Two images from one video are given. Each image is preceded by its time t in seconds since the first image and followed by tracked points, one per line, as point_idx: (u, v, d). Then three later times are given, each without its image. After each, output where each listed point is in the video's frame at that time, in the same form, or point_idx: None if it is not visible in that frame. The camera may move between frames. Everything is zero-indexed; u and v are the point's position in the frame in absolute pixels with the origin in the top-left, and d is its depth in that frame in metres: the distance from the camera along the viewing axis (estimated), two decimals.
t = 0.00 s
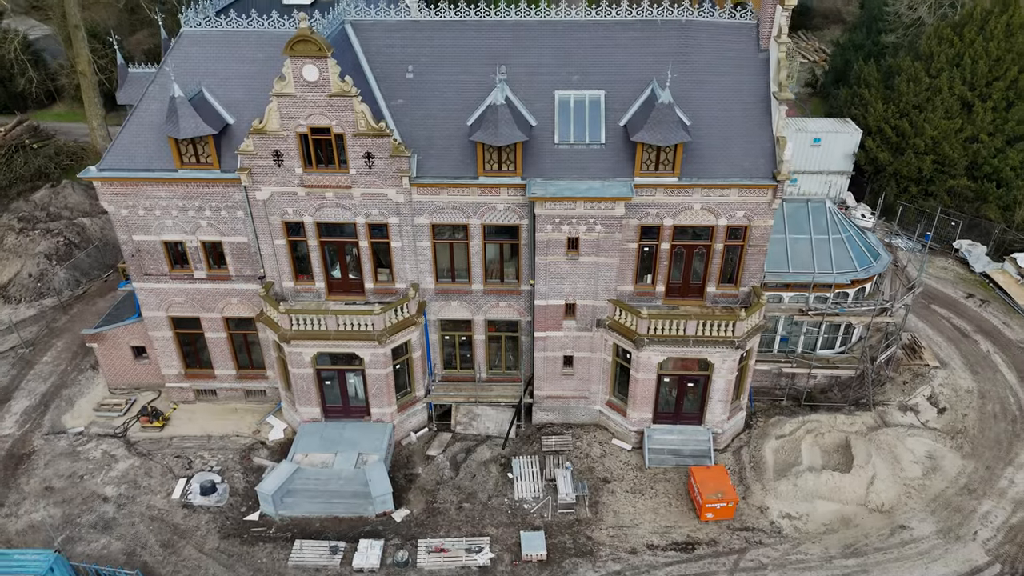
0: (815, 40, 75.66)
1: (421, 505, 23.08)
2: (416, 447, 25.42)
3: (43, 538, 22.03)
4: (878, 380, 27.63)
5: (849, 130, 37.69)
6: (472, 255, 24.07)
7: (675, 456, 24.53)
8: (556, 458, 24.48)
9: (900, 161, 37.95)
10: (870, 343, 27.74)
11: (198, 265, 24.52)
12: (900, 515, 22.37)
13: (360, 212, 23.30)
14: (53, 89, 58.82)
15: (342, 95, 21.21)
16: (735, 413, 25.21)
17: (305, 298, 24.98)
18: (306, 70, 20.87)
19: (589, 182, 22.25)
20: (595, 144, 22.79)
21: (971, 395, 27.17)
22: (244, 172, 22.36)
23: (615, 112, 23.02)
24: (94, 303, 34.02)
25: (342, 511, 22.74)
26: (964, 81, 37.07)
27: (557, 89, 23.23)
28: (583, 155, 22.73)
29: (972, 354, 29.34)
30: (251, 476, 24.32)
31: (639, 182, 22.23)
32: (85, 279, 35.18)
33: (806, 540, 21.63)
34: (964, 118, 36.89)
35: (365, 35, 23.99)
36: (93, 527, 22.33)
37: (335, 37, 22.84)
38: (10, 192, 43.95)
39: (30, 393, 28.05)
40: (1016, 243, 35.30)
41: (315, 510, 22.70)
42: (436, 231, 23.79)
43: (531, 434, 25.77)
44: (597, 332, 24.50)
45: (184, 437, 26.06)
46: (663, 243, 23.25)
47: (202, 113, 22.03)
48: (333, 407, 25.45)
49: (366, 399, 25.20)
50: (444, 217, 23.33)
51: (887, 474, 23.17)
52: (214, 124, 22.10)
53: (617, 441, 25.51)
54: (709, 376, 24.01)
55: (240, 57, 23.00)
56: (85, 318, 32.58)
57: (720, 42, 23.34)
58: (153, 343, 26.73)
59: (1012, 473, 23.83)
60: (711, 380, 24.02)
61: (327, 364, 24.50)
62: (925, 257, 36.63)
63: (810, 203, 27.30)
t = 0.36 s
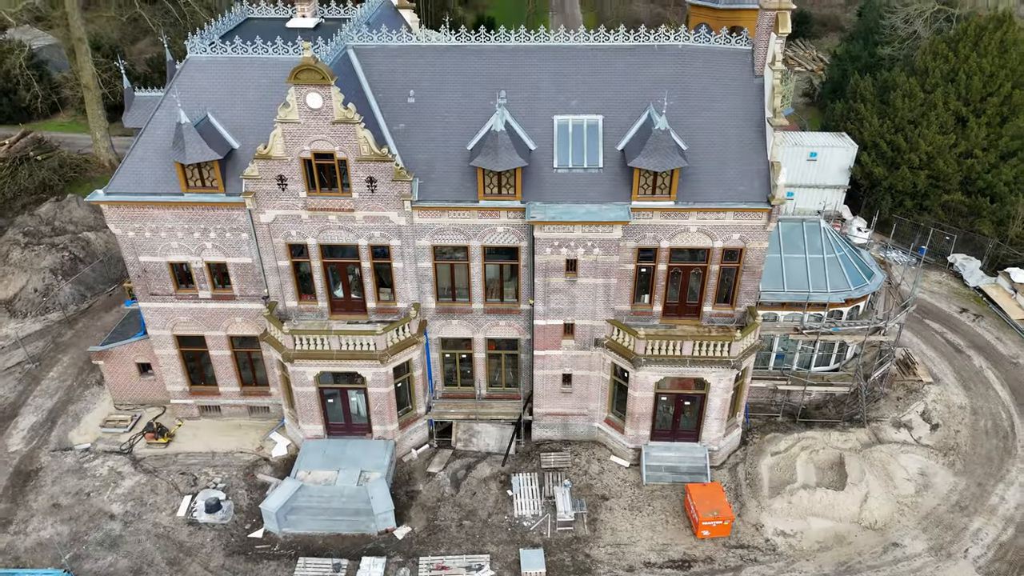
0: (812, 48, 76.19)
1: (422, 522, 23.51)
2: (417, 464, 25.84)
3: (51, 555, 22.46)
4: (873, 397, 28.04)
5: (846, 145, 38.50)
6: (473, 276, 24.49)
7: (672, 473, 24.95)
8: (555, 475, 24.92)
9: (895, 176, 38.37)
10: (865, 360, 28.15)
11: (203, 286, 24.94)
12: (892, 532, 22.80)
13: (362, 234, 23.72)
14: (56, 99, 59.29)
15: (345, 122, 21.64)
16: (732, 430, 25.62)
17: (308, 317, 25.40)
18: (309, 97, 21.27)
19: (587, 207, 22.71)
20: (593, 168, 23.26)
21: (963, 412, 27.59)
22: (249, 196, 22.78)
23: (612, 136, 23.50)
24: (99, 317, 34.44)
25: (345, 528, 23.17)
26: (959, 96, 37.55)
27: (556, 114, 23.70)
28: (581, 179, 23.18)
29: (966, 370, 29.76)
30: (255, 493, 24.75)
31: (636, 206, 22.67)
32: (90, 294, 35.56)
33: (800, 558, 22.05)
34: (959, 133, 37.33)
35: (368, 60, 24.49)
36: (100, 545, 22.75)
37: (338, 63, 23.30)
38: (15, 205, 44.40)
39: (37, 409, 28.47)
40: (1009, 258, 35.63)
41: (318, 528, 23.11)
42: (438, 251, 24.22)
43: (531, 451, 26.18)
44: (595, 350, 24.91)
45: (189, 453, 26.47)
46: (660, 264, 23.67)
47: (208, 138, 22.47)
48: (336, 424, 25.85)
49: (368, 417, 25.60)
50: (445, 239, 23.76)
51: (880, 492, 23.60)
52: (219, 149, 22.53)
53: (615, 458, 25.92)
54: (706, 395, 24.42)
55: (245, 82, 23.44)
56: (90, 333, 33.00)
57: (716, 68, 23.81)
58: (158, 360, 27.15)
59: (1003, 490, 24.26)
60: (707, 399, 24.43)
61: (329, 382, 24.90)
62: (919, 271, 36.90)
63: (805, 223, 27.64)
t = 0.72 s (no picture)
0: (810, 57, 76.62)
1: (423, 539, 23.97)
2: (418, 481, 26.29)
3: (59, 573, 22.90)
4: (867, 414, 28.48)
5: (842, 160, 38.97)
6: (473, 297, 24.94)
7: (669, 491, 25.39)
8: (554, 493, 25.35)
9: (890, 192, 38.80)
10: (859, 377, 28.58)
11: (208, 306, 25.37)
12: (885, 550, 23.25)
13: (365, 257, 24.17)
14: (59, 110, 59.71)
15: (348, 149, 22.09)
16: (728, 448, 26.05)
17: (311, 336, 25.85)
18: (312, 125, 21.73)
19: (584, 231, 23.18)
20: (590, 193, 23.74)
21: (956, 429, 28.02)
22: (253, 221, 23.23)
23: (610, 161, 23.97)
24: (104, 332, 34.91)
25: (347, 546, 23.61)
26: (953, 113, 38.06)
27: (554, 139, 24.20)
28: (579, 204, 23.65)
29: (959, 387, 30.21)
30: (259, 510, 25.20)
31: (633, 230, 23.14)
32: (95, 308, 36.05)
33: None
34: (953, 149, 37.81)
35: (370, 86, 25.02)
36: (107, 563, 23.20)
37: (340, 89, 23.83)
38: (20, 218, 44.83)
39: (44, 426, 28.92)
40: (1002, 274, 36.23)
41: (321, 545, 23.55)
42: (439, 272, 24.64)
43: (530, 468, 26.62)
44: (593, 370, 25.36)
45: (194, 470, 26.91)
46: (657, 286, 24.11)
47: (214, 165, 22.95)
48: (338, 442, 26.30)
49: (370, 435, 26.03)
50: (446, 261, 24.22)
51: (873, 510, 24.05)
52: (224, 175, 22.99)
53: (613, 475, 26.37)
54: (702, 414, 24.86)
55: (250, 108, 23.94)
56: (96, 349, 33.46)
57: (712, 94, 24.31)
58: (163, 378, 27.59)
59: (994, 508, 24.69)
60: (703, 418, 24.87)
61: (332, 402, 25.35)
62: (914, 286, 37.34)
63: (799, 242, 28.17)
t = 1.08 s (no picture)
0: (808, 66, 76.95)
1: (424, 557, 24.44)
2: (420, 498, 26.74)
3: None
4: (861, 430, 28.92)
5: (837, 176, 39.42)
6: (473, 318, 25.38)
7: (666, 508, 25.83)
8: (553, 511, 25.80)
9: (885, 208, 39.29)
10: (853, 395, 29.00)
11: (213, 326, 25.80)
12: (878, 568, 23.71)
13: (367, 279, 24.60)
14: (62, 120, 60.11)
15: (351, 176, 22.55)
16: (724, 465, 26.47)
17: (314, 356, 26.26)
18: (316, 153, 22.19)
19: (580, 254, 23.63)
20: (589, 217, 24.20)
21: (949, 445, 28.47)
22: (257, 244, 23.67)
23: (608, 186, 24.45)
24: (109, 347, 35.34)
25: (350, 563, 24.06)
26: (948, 129, 38.47)
27: (552, 164, 24.68)
28: (577, 227, 24.11)
29: (952, 403, 30.66)
30: (263, 527, 25.66)
31: (630, 253, 23.59)
32: (100, 323, 36.47)
33: None
34: (948, 164, 38.23)
35: (373, 111, 25.54)
36: None
37: (343, 115, 24.34)
38: (25, 231, 45.26)
39: (51, 442, 29.35)
40: (995, 289, 36.64)
41: (324, 563, 24.01)
42: (440, 293, 25.07)
43: (530, 485, 27.05)
44: (592, 390, 25.81)
45: (199, 487, 27.35)
46: (654, 307, 24.53)
47: (219, 190, 23.42)
48: (341, 460, 26.72)
49: (372, 453, 26.46)
50: (447, 283, 24.65)
51: (866, 528, 24.53)
52: (230, 201, 23.46)
53: (611, 492, 26.81)
54: (698, 433, 25.29)
55: (255, 134, 24.45)
56: (101, 364, 33.89)
57: (707, 119, 24.79)
58: (169, 396, 28.03)
59: (985, 525, 25.14)
60: (699, 437, 25.29)
61: (335, 421, 25.77)
62: (909, 300, 37.78)
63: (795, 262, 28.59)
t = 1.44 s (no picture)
0: (807, 74, 77.41)
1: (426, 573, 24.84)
2: (421, 514, 27.15)
3: None
4: (857, 446, 29.28)
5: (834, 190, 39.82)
6: (474, 337, 25.75)
7: (664, 524, 26.21)
8: (552, 527, 26.18)
9: (881, 222, 39.72)
10: (848, 411, 29.40)
11: (217, 345, 26.18)
12: None
13: (369, 299, 24.94)
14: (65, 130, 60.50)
15: (354, 200, 22.94)
16: (721, 482, 26.84)
17: (317, 373, 26.64)
18: (320, 178, 22.61)
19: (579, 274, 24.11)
20: (588, 238, 24.58)
21: (943, 461, 28.85)
22: (262, 266, 24.05)
23: (606, 208, 24.85)
24: (114, 361, 35.74)
25: None
26: (943, 143, 38.88)
27: (552, 186, 25.09)
28: (576, 249, 24.49)
29: (947, 418, 31.04)
30: (266, 544, 26.06)
31: (628, 275, 23.97)
32: (105, 337, 36.84)
33: None
34: (943, 179, 38.65)
35: (375, 133, 25.97)
36: None
37: (346, 138, 24.80)
38: (29, 243, 45.67)
39: (57, 457, 29.75)
40: (990, 303, 37.04)
41: None
42: (441, 313, 25.45)
43: (529, 501, 27.43)
44: (591, 408, 26.20)
45: (203, 503, 27.73)
46: (652, 326, 24.88)
47: (224, 213, 23.81)
48: (343, 476, 27.09)
49: (374, 470, 26.82)
50: (448, 303, 25.03)
51: (861, 544, 24.94)
52: (234, 224, 23.84)
53: (610, 508, 27.19)
54: (696, 451, 25.66)
55: (259, 157, 24.86)
56: (106, 379, 34.29)
57: (704, 142, 25.21)
58: (173, 413, 28.40)
59: (978, 541, 25.53)
60: (697, 454, 25.67)
61: (337, 439, 26.14)
62: (904, 313, 38.16)
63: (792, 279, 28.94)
